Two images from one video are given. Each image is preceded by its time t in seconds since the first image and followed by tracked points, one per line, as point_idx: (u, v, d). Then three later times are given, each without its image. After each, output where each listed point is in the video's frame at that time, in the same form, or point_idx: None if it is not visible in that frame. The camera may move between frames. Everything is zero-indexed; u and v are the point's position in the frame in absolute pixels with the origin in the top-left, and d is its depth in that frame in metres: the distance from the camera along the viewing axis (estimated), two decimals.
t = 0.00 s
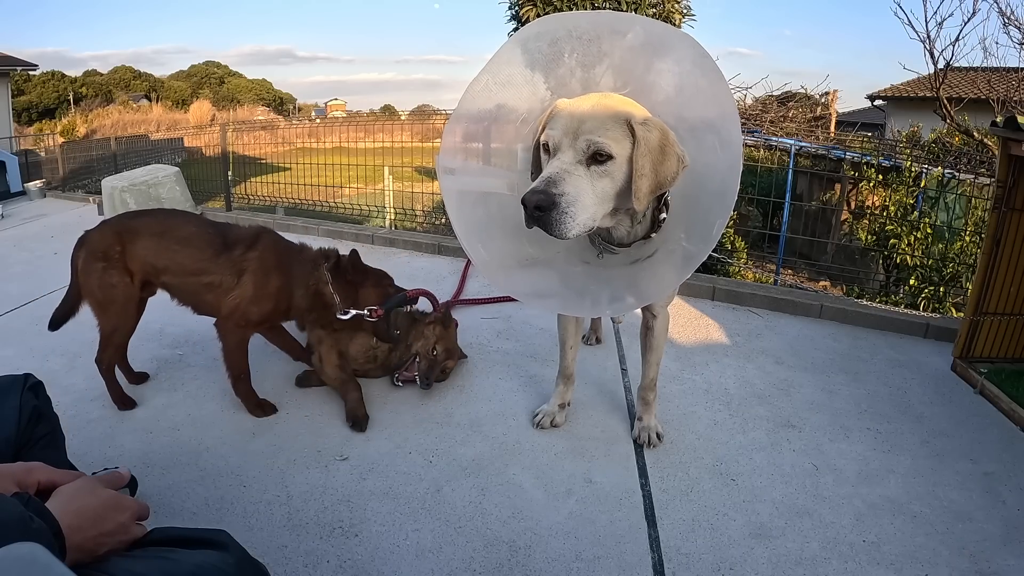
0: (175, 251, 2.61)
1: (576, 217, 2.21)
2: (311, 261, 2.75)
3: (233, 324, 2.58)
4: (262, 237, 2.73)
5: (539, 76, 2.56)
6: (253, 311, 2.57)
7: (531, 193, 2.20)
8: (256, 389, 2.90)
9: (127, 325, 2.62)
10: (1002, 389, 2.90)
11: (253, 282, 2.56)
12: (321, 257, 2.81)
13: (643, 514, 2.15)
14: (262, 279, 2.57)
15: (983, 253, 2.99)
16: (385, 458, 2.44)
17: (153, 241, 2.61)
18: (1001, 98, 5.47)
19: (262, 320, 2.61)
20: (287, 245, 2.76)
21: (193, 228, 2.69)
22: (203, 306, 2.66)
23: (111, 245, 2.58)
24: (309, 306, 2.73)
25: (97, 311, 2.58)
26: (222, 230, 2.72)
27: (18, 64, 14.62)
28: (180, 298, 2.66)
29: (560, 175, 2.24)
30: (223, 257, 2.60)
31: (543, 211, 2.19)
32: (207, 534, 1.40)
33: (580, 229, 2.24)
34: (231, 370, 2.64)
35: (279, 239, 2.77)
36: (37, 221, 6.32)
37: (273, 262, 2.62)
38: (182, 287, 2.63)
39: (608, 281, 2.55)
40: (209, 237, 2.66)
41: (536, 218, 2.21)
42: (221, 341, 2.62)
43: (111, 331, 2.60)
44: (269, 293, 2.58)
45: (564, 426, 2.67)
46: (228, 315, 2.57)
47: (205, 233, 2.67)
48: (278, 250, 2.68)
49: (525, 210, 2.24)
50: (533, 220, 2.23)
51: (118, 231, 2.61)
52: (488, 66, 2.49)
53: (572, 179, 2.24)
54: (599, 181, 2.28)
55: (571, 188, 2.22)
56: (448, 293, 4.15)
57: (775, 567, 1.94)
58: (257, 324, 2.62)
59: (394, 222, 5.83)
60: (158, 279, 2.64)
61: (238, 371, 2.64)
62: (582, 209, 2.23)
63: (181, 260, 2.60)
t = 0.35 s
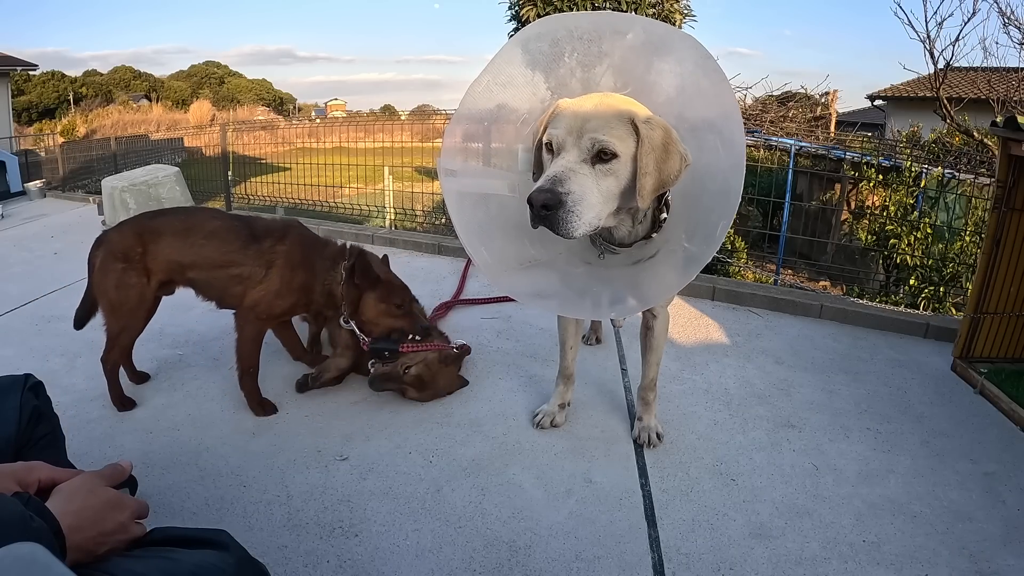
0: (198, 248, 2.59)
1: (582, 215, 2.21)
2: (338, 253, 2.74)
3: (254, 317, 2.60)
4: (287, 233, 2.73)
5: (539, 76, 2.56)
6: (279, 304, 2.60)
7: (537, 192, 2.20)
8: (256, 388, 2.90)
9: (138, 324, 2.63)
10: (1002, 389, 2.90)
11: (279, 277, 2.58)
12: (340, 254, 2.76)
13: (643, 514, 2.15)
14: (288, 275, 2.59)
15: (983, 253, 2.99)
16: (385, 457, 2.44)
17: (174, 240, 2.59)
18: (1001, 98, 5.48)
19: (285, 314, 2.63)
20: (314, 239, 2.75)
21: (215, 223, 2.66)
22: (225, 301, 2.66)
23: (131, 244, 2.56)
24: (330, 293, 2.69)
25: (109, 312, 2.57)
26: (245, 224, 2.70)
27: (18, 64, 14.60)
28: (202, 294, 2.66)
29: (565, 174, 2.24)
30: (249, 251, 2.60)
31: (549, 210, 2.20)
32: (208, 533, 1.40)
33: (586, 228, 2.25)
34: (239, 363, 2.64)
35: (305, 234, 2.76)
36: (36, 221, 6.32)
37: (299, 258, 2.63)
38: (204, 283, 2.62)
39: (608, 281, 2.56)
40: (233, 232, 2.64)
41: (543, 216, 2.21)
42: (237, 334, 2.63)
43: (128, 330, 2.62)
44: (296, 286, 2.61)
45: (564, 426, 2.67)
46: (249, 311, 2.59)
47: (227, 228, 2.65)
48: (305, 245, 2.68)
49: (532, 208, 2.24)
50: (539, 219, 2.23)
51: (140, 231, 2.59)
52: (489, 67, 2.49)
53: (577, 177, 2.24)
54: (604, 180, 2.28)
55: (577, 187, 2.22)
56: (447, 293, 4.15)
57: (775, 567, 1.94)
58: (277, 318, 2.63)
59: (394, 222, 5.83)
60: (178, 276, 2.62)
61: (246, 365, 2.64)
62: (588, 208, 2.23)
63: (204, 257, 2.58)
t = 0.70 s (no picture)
0: (198, 243, 2.60)
1: (584, 214, 2.21)
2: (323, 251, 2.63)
3: (249, 321, 2.57)
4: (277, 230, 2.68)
5: (539, 75, 2.56)
6: (267, 307, 2.55)
7: (540, 192, 2.20)
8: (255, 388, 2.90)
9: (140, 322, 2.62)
10: (1002, 389, 2.90)
11: (265, 282, 2.53)
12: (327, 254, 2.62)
13: (643, 515, 2.15)
14: (273, 279, 2.53)
15: (983, 253, 2.99)
16: (385, 457, 2.44)
17: (173, 237, 2.60)
18: (1001, 98, 5.48)
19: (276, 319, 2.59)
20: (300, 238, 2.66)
21: (212, 220, 2.66)
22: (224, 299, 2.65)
23: (132, 243, 2.57)
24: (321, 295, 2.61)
25: (111, 309, 2.58)
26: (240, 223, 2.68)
27: (18, 64, 14.60)
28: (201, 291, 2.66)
29: (567, 173, 2.24)
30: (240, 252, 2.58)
31: (552, 209, 2.20)
32: (208, 533, 1.40)
33: (588, 227, 2.25)
34: (237, 364, 2.64)
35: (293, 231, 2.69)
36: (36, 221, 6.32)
37: (283, 261, 2.56)
38: (202, 281, 2.62)
39: (609, 280, 2.56)
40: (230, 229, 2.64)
41: (545, 215, 2.21)
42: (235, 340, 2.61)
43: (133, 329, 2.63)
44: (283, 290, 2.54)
45: (564, 426, 2.67)
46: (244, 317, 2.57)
47: (224, 225, 2.65)
48: (292, 246, 2.61)
49: (534, 207, 2.24)
50: (541, 217, 2.23)
51: (140, 229, 2.60)
52: (489, 66, 2.49)
53: (579, 176, 2.24)
54: (605, 179, 2.28)
55: (579, 186, 2.22)
56: (447, 293, 4.15)
57: (775, 568, 1.94)
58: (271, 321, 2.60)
59: (394, 222, 5.84)
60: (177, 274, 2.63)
61: (243, 367, 2.64)
62: (590, 207, 2.23)
63: (203, 253, 2.59)
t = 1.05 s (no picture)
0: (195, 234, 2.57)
1: (584, 215, 2.21)
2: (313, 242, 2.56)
3: (249, 317, 2.56)
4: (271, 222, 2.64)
5: (539, 75, 2.56)
6: (264, 303, 2.53)
7: (540, 192, 2.20)
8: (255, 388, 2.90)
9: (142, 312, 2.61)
10: (1002, 389, 2.91)
11: (261, 276, 2.51)
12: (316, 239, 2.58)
13: (643, 515, 2.15)
14: (268, 273, 2.50)
15: (983, 253, 2.99)
16: (385, 457, 2.44)
17: (171, 229, 2.58)
18: (1001, 98, 5.48)
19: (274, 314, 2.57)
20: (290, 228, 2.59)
21: (209, 211, 2.63)
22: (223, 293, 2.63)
23: (133, 236, 2.57)
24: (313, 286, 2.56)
25: (115, 302, 2.59)
26: (235, 216, 2.64)
27: (18, 64, 14.59)
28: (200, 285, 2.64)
29: (567, 173, 2.24)
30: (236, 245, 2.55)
31: (552, 209, 2.20)
32: (209, 533, 1.40)
33: (588, 227, 2.25)
34: (237, 364, 2.64)
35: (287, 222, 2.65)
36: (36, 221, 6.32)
37: (276, 254, 2.52)
38: (201, 274, 2.60)
39: (608, 280, 2.56)
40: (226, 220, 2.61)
41: (546, 215, 2.21)
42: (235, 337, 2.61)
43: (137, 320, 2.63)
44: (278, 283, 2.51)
45: (564, 426, 2.67)
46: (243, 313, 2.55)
47: (221, 217, 2.62)
48: (285, 237, 2.56)
49: (534, 207, 2.25)
50: (542, 217, 2.23)
51: (140, 224, 2.59)
52: (488, 66, 2.49)
53: (580, 177, 2.24)
54: (606, 179, 2.28)
55: (579, 186, 2.22)
56: (447, 293, 4.15)
57: (775, 568, 1.94)
58: (271, 317, 2.58)
59: (394, 222, 5.84)
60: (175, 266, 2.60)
61: (244, 365, 2.64)
62: (590, 207, 2.23)
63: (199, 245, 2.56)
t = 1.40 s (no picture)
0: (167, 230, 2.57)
1: (584, 214, 2.21)
2: (294, 232, 2.66)
3: (237, 312, 2.59)
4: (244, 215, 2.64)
5: (539, 75, 2.56)
6: (250, 296, 2.57)
7: (540, 191, 2.20)
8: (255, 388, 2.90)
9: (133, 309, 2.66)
10: (1002, 389, 2.90)
11: (243, 269, 2.55)
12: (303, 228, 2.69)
13: (643, 514, 2.15)
14: (251, 266, 2.55)
15: (983, 253, 2.99)
16: (385, 457, 2.44)
17: (138, 225, 2.57)
18: (1001, 98, 5.47)
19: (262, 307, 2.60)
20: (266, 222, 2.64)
21: (177, 204, 2.62)
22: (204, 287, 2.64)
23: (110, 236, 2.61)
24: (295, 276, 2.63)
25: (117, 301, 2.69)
26: (200, 206, 2.62)
27: (18, 64, 14.58)
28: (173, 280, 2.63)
29: (567, 173, 2.24)
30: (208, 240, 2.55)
31: (552, 208, 2.20)
32: (209, 533, 1.40)
33: (587, 227, 2.25)
34: (234, 365, 2.65)
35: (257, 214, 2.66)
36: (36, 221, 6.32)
37: (255, 246, 2.56)
38: (175, 270, 2.58)
39: (608, 279, 2.56)
40: (195, 213, 2.60)
41: (545, 215, 2.21)
42: (228, 333, 2.61)
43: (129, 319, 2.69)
44: (263, 272, 2.57)
45: (564, 426, 2.67)
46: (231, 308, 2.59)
47: (184, 209, 2.60)
48: (260, 230, 2.60)
49: (534, 207, 2.24)
50: (542, 217, 2.23)
51: (112, 223, 2.62)
52: (488, 67, 2.48)
53: (579, 176, 2.24)
54: (605, 179, 2.28)
55: (579, 186, 2.22)
56: (447, 293, 4.15)
57: (775, 568, 1.94)
58: (260, 310, 2.62)
59: (394, 222, 5.84)
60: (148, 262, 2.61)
61: (240, 366, 2.66)
62: (590, 207, 2.23)
63: (170, 241, 2.55)
